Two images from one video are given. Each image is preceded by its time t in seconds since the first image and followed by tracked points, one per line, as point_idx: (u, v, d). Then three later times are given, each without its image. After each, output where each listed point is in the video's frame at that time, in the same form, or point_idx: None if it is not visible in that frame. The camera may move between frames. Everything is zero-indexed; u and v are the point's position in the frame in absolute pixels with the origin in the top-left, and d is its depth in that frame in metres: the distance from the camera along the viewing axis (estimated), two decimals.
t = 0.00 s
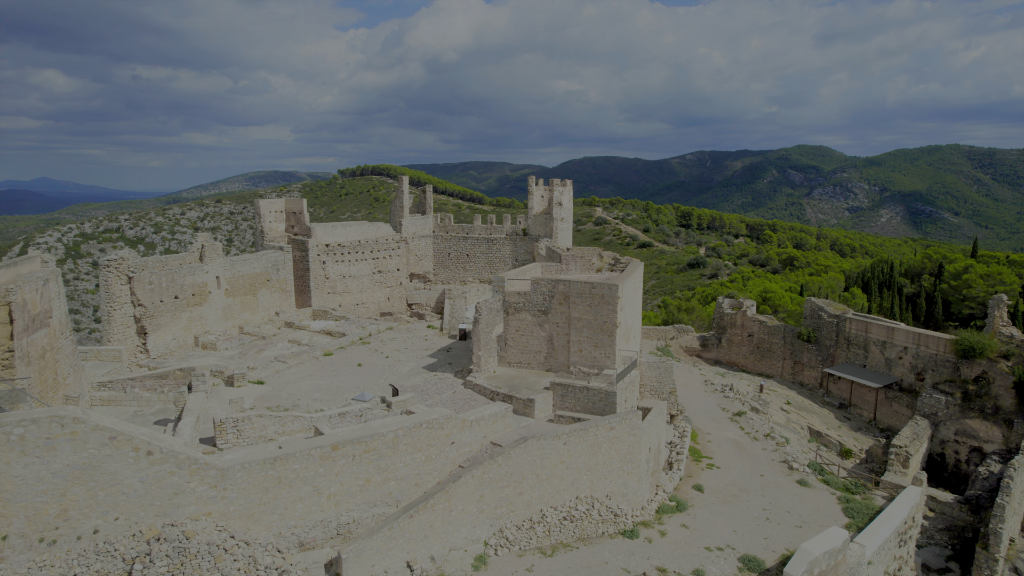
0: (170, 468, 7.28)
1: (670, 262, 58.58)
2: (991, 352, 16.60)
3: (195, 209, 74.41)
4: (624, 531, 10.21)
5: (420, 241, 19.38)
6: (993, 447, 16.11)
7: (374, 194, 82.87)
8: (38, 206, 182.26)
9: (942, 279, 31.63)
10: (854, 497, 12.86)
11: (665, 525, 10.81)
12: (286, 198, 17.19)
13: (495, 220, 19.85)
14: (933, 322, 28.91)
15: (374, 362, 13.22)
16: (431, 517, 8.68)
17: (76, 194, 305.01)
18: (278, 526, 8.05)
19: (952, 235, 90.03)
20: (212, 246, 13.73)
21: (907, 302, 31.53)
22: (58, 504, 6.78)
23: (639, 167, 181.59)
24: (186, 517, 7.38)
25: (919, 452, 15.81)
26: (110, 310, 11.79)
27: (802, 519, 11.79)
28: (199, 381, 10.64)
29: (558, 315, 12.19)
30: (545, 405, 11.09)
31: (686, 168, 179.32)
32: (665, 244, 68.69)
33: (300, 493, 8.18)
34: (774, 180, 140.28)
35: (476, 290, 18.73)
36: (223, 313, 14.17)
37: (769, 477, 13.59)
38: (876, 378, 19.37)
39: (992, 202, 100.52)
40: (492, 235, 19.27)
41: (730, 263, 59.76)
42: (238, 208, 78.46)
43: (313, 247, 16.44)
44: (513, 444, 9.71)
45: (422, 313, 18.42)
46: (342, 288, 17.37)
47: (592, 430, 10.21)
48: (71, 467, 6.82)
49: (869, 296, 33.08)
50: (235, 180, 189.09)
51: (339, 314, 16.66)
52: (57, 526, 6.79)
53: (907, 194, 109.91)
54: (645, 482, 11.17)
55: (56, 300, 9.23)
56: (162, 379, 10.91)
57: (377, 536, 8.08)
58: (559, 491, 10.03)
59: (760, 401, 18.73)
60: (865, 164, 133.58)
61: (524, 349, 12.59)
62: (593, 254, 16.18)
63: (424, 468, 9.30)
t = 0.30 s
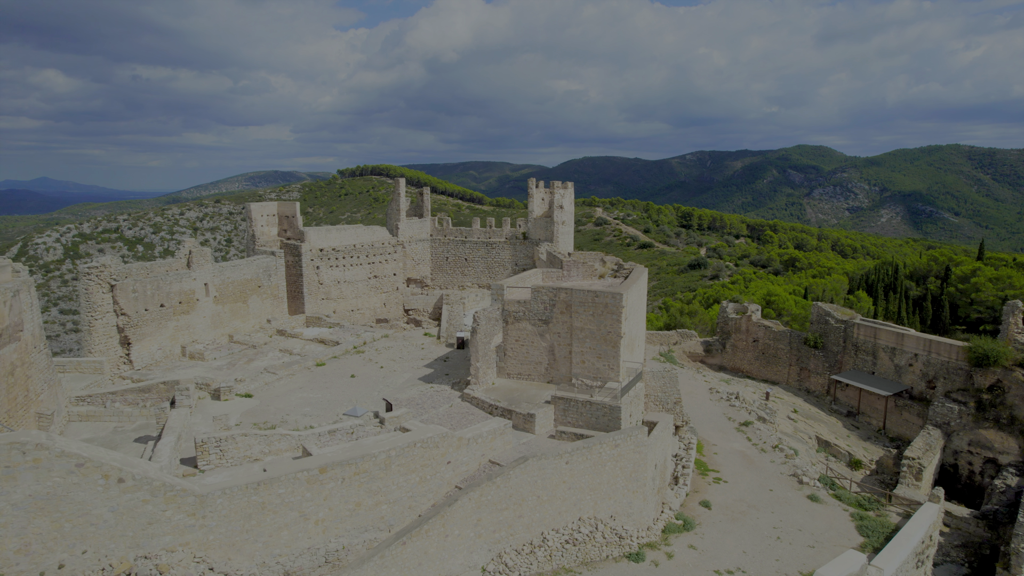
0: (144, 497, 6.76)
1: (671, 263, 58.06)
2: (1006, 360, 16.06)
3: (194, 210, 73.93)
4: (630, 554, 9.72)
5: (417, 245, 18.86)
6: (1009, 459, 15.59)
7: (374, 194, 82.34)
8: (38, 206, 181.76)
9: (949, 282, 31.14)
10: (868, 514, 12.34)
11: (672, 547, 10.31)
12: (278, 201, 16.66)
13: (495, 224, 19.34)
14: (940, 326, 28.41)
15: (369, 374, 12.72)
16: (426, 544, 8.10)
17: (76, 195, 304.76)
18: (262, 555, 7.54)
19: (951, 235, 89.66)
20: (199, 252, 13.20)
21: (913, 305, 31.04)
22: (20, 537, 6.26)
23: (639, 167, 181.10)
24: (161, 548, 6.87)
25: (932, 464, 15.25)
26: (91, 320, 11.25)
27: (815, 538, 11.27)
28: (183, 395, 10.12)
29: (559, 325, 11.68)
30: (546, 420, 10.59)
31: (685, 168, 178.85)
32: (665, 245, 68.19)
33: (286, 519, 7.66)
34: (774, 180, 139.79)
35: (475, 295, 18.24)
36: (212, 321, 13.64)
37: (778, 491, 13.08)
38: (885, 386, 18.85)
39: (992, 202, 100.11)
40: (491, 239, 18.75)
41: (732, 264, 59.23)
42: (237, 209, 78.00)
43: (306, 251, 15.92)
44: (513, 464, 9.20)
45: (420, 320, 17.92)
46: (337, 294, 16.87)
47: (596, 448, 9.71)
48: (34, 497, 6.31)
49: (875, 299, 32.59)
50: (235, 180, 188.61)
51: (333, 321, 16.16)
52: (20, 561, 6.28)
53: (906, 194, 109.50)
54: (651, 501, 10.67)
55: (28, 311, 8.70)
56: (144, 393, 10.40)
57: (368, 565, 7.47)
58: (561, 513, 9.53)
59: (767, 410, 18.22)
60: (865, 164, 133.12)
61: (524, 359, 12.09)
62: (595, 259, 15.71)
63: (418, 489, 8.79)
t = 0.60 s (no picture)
0: (113, 530, 6.24)
1: (672, 264, 57.56)
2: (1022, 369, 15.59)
3: (193, 210, 73.41)
4: None
5: (414, 249, 18.35)
6: None
7: (373, 194, 81.85)
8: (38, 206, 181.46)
9: (955, 285, 30.63)
10: (884, 533, 11.81)
11: (680, 570, 9.82)
12: (271, 205, 16.14)
13: (494, 227, 18.82)
14: (948, 330, 27.93)
15: (362, 386, 12.21)
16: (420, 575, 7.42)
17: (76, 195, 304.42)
18: None
19: (951, 235, 89.24)
20: (187, 258, 12.68)
21: (919, 308, 30.54)
22: None
23: (639, 167, 180.59)
24: None
25: (946, 477, 14.69)
26: (70, 331, 10.72)
27: (829, 559, 10.76)
28: (165, 411, 9.59)
29: (561, 335, 11.18)
30: (547, 437, 10.09)
31: (685, 168, 178.36)
32: (666, 245, 67.72)
33: (269, 550, 7.15)
34: (774, 180, 139.28)
35: (474, 301, 17.75)
36: (199, 330, 13.13)
37: (788, 507, 12.57)
38: (895, 395, 18.33)
39: (992, 202, 99.68)
40: (490, 243, 18.26)
41: (733, 265, 58.70)
42: (236, 209, 77.52)
43: (299, 256, 15.42)
44: (512, 486, 8.68)
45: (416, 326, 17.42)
46: (331, 300, 16.37)
47: (601, 468, 9.20)
48: None
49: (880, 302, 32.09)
50: (235, 180, 188.22)
51: (327, 328, 15.66)
52: None
53: (906, 194, 109.08)
54: (657, 522, 10.18)
55: None
56: (125, 409, 9.86)
57: None
58: (563, 537, 9.02)
59: (774, 419, 17.72)
60: (865, 164, 132.64)
61: (524, 371, 11.58)
62: (597, 265, 15.23)
63: (411, 514, 8.28)
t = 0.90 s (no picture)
0: (77, 568, 5.71)
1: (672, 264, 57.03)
2: None
3: (192, 210, 72.83)
4: None
5: (411, 254, 17.85)
6: None
7: (372, 194, 81.35)
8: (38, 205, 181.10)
9: (963, 289, 30.08)
10: (901, 554, 11.32)
11: None
12: (263, 208, 15.62)
13: (493, 231, 18.31)
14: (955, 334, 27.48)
15: (355, 399, 11.70)
16: None
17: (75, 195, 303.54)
18: None
19: (951, 236, 88.83)
20: (173, 265, 12.19)
21: (926, 311, 30.03)
22: None
23: (639, 167, 180.09)
24: None
25: (961, 491, 14.19)
26: (48, 343, 10.18)
27: None
28: (144, 428, 9.03)
29: (563, 347, 10.70)
30: (548, 455, 9.60)
31: (685, 168, 177.86)
32: (666, 246, 67.25)
33: None
34: (774, 180, 138.81)
35: (472, 307, 17.26)
36: (187, 340, 12.61)
37: (799, 524, 12.08)
38: (905, 403, 17.81)
39: (992, 202, 99.30)
40: (489, 247, 17.75)
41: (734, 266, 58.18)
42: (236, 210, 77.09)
43: (291, 262, 14.92)
44: (512, 510, 8.15)
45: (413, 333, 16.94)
46: (325, 307, 15.87)
47: (605, 490, 8.69)
48: None
49: (886, 305, 31.60)
50: (235, 180, 188.36)
51: (321, 336, 15.17)
52: None
53: (907, 194, 108.69)
54: (664, 543, 9.74)
55: None
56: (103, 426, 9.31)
57: None
58: (567, 563, 8.52)
59: (781, 429, 17.22)
60: (866, 164, 132.21)
61: (524, 384, 11.09)
62: (599, 271, 14.75)
63: (404, 542, 7.77)
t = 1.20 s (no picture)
0: None
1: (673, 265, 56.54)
2: None
3: (191, 210, 72.40)
4: None
5: (408, 258, 17.35)
6: None
7: (372, 194, 80.92)
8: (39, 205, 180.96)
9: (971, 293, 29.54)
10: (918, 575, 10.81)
11: None
12: (253, 212, 15.11)
13: (492, 235, 17.81)
14: (964, 339, 26.99)
15: (348, 413, 11.20)
16: None
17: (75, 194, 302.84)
18: None
19: (952, 236, 88.47)
20: (158, 273, 11.68)
21: (933, 315, 29.55)
22: None
23: (639, 167, 179.61)
24: None
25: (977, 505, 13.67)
26: (22, 356, 9.66)
27: None
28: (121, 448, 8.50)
29: (565, 360, 10.21)
30: (549, 476, 9.11)
31: (685, 168, 177.39)
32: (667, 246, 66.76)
33: None
34: (774, 180, 138.36)
35: (470, 314, 16.78)
36: (173, 350, 12.07)
37: (811, 543, 11.57)
38: (916, 412, 17.29)
39: (993, 202, 98.93)
40: (487, 252, 17.25)
41: (736, 268, 57.67)
42: (235, 210, 76.64)
43: (283, 268, 14.42)
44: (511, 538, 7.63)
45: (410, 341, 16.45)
46: (319, 314, 15.39)
47: (610, 515, 8.19)
48: None
49: (892, 309, 31.12)
50: (236, 180, 188.29)
51: (313, 345, 14.69)
52: None
53: (907, 194, 108.32)
54: (671, 567, 9.25)
55: None
56: (78, 445, 8.77)
57: None
58: None
59: (789, 439, 16.71)
60: (866, 164, 131.78)
61: (524, 399, 10.59)
62: (602, 277, 14.33)
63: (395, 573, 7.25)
